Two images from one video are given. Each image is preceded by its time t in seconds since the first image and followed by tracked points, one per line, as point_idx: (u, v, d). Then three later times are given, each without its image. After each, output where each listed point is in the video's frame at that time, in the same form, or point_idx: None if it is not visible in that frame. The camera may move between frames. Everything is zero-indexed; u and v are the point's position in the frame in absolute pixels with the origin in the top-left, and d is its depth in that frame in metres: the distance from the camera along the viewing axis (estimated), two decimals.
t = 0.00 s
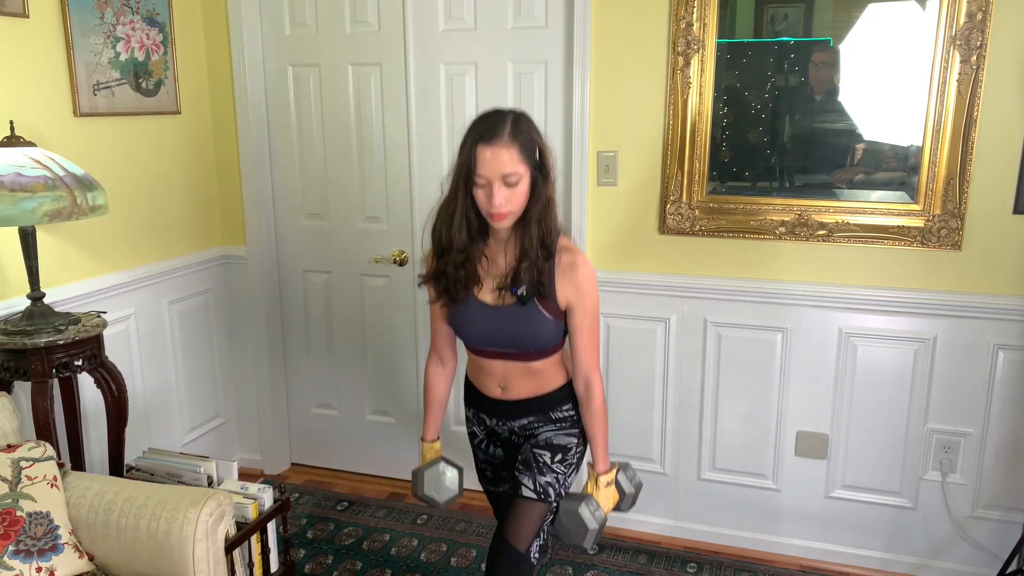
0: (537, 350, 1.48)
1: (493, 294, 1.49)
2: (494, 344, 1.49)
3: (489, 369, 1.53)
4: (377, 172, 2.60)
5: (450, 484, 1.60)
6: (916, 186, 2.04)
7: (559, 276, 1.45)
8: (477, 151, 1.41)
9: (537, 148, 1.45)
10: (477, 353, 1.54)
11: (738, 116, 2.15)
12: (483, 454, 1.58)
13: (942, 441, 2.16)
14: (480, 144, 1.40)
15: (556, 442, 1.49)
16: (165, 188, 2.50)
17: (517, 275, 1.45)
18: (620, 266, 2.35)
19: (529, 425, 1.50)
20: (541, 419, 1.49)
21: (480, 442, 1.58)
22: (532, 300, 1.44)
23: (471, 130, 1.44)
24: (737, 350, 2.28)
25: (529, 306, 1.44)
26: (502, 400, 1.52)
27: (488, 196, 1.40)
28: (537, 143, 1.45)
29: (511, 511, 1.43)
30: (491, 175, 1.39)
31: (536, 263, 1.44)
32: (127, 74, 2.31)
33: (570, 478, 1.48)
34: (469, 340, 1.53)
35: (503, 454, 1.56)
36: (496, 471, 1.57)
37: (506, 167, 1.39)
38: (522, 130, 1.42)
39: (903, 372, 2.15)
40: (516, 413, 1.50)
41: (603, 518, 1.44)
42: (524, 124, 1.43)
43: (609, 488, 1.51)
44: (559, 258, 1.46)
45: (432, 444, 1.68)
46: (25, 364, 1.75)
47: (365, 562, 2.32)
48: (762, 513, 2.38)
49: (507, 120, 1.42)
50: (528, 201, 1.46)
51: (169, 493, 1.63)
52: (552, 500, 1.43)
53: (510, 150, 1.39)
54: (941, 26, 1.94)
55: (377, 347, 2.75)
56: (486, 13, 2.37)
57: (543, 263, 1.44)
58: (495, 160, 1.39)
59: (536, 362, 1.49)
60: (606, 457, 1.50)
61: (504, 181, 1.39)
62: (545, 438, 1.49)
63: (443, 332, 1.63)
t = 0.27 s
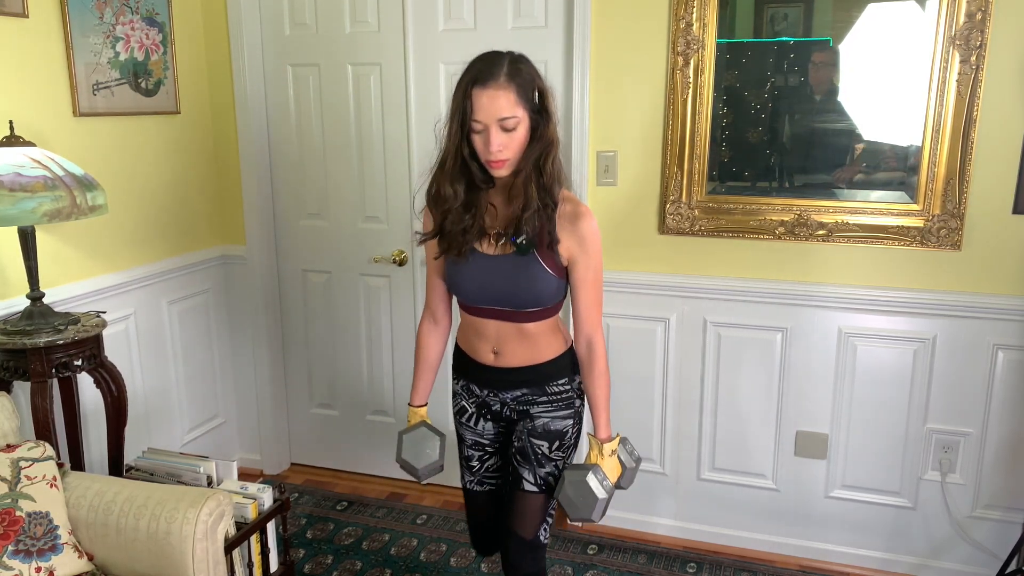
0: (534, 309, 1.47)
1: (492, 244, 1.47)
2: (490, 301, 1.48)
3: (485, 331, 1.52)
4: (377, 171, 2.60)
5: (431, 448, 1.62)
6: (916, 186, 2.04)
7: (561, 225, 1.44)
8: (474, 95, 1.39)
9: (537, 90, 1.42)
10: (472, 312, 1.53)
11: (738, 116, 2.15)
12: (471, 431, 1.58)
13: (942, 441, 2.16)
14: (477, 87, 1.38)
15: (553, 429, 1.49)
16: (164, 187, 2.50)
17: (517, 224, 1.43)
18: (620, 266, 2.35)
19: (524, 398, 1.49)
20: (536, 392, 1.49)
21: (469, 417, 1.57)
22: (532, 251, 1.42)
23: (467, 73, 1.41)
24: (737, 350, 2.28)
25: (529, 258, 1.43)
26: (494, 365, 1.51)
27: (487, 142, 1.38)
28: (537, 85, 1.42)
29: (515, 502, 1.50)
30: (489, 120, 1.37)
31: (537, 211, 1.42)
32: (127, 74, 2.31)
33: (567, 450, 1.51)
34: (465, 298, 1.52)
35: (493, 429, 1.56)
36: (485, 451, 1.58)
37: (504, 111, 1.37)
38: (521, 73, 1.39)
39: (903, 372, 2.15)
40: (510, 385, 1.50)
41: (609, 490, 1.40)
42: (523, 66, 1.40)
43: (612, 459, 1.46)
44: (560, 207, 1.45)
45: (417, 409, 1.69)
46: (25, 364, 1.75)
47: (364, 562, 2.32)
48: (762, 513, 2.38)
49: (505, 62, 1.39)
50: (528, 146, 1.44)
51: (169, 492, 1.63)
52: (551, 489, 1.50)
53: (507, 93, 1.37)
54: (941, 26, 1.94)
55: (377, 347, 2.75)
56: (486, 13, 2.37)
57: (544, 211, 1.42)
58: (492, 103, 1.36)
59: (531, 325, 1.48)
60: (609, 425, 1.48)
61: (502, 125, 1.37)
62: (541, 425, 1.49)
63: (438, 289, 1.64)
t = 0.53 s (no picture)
0: (520, 292, 1.44)
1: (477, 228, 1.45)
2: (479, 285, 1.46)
3: (473, 316, 1.50)
4: (377, 170, 2.60)
5: (410, 438, 1.52)
6: (916, 186, 2.04)
7: (546, 206, 1.41)
8: (456, 77, 1.37)
9: (519, 75, 1.41)
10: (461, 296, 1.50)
11: (738, 115, 2.15)
12: (461, 416, 1.52)
13: (942, 441, 2.16)
14: (459, 71, 1.37)
15: (544, 425, 1.48)
16: (164, 187, 2.50)
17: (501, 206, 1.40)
18: (620, 266, 2.35)
19: (516, 388, 1.46)
20: (528, 382, 1.46)
21: (459, 403, 1.52)
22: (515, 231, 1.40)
23: (449, 58, 1.40)
24: (737, 350, 2.28)
25: (512, 240, 1.40)
26: (486, 350, 1.49)
27: (470, 125, 1.38)
28: (519, 69, 1.41)
29: (515, 499, 1.52)
30: (472, 103, 1.37)
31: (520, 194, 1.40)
32: (127, 74, 2.31)
33: (557, 443, 1.50)
34: (452, 283, 1.50)
35: (484, 416, 1.52)
36: (477, 438, 1.51)
37: (487, 94, 1.36)
38: (503, 57, 1.38)
39: (903, 372, 2.15)
40: (501, 373, 1.47)
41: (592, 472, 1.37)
42: (504, 50, 1.39)
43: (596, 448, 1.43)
44: (545, 189, 1.43)
45: (405, 405, 1.60)
46: (25, 364, 1.75)
47: (364, 562, 2.32)
48: (761, 512, 2.38)
49: (486, 46, 1.39)
50: (511, 130, 1.42)
51: (169, 492, 1.63)
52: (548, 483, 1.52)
53: (490, 76, 1.36)
54: (941, 26, 1.94)
55: (377, 347, 2.75)
56: (485, 12, 2.37)
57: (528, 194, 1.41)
58: (475, 85, 1.36)
59: (517, 309, 1.45)
60: (595, 411, 1.43)
61: (485, 107, 1.37)
62: (533, 422, 1.48)
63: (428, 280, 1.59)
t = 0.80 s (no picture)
0: (501, 290, 1.44)
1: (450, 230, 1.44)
2: (458, 288, 1.45)
3: (461, 321, 1.49)
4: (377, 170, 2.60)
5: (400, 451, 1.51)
6: (916, 186, 2.04)
7: (515, 204, 1.40)
8: (421, 73, 1.39)
9: (482, 72, 1.42)
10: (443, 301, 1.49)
11: (738, 116, 2.15)
12: (449, 417, 1.53)
13: (942, 441, 2.16)
14: (424, 66, 1.38)
15: (540, 417, 1.49)
16: (164, 187, 2.50)
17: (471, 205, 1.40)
18: (620, 266, 2.35)
19: (511, 383, 1.47)
20: (522, 376, 1.47)
21: (447, 404, 1.53)
22: (488, 231, 1.39)
23: (414, 56, 1.42)
24: (737, 350, 2.28)
25: (487, 239, 1.40)
26: (479, 351, 1.48)
27: (435, 120, 1.38)
28: (483, 67, 1.42)
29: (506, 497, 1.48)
30: (436, 97, 1.37)
31: (490, 190, 1.40)
32: (127, 74, 2.31)
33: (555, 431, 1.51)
34: (432, 290, 1.49)
35: (474, 415, 1.52)
36: (464, 437, 1.52)
37: (451, 88, 1.37)
38: (466, 54, 1.40)
39: (903, 372, 2.15)
40: (496, 371, 1.47)
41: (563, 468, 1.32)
42: (468, 48, 1.41)
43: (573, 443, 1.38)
44: (513, 187, 1.42)
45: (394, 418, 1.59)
46: (25, 364, 1.75)
47: (364, 562, 2.32)
48: (761, 512, 2.38)
49: (449, 44, 1.40)
50: (475, 127, 1.43)
51: (169, 492, 1.63)
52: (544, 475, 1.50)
53: (454, 71, 1.37)
54: (941, 26, 1.94)
55: (377, 346, 2.75)
56: (485, 12, 2.37)
57: (496, 191, 1.41)
58: (440, 80, 1.36)
59: (502, 307, 1.45)
60: (572, 405, 1.39)
61: (450, 102, 1.37)
62: (529, 413, 1.48)
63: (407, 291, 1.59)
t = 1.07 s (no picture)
0: (495, 304, 1.45)
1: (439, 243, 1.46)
2: (452, 302, 1.46)
3: (460, 335, 1.50)
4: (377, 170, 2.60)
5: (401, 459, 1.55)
6: (916, 186, 2.04)
7: (501, 218, 1.40)
8: (408, 85, 1.41)
9: (469, 84, 1.44)
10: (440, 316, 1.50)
11: (738, 116, 2.15)
12: (454, 423, 1.53)
13: (942, 441, 2.16)
14: (410, 78, 1.40)
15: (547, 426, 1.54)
16: (164, 187, 2.50)
17: (457, 218, 1.41)
18: (620, 266, 2.35)
19: (517, 395, 1.51)
20: (527, 388, 1.51)
21: (452, 411, 1.54)
22: (478, 245, 1.40)
23: (402, 68, 1.44)
24: (737, 350, 2.28)
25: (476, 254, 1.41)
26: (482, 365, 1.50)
27: (421, 131, 1.40)
28: (470, 79, 1.44)
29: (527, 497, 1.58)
30: (422, 109, 1.39)
31: (476, 203, 1.41)
32: (127, 74, 2.31)
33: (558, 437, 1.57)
34: (427, 303, 1.50)
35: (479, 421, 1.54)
36: (469, 441, 1.54)
37: (437, 100, 1.39)
38: (453, 66, 1.42)
39: (903, 371, 2.15)
40: (501, 384, 1.50)
41: (537, 483, 1.35)
42: (455, 60, 1.43)
43: (555, 455, 1.41)
44: (499, 201, 1.42)
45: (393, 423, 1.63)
46: (25, 364, 1.75)
47: (364, 562, 2.32)
48: (761, 513, 2.38)
49: (437, 56, 1.42)
50: (462, 139, 1.45)
51: (169, 492, 1.63)
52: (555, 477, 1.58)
53: (441, 83, 1.39)
54: (941, 26, 1.94)
55: (378, 347, 2.75)
56: (486, 13, 2.37)
57: (483, 203, 1.41)
58: (426, 92, 1.38)
59: (499, 320, 1.47)
60: (557, 420, 1.41)
61: (436, 114, 1.39)
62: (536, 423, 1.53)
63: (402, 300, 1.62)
